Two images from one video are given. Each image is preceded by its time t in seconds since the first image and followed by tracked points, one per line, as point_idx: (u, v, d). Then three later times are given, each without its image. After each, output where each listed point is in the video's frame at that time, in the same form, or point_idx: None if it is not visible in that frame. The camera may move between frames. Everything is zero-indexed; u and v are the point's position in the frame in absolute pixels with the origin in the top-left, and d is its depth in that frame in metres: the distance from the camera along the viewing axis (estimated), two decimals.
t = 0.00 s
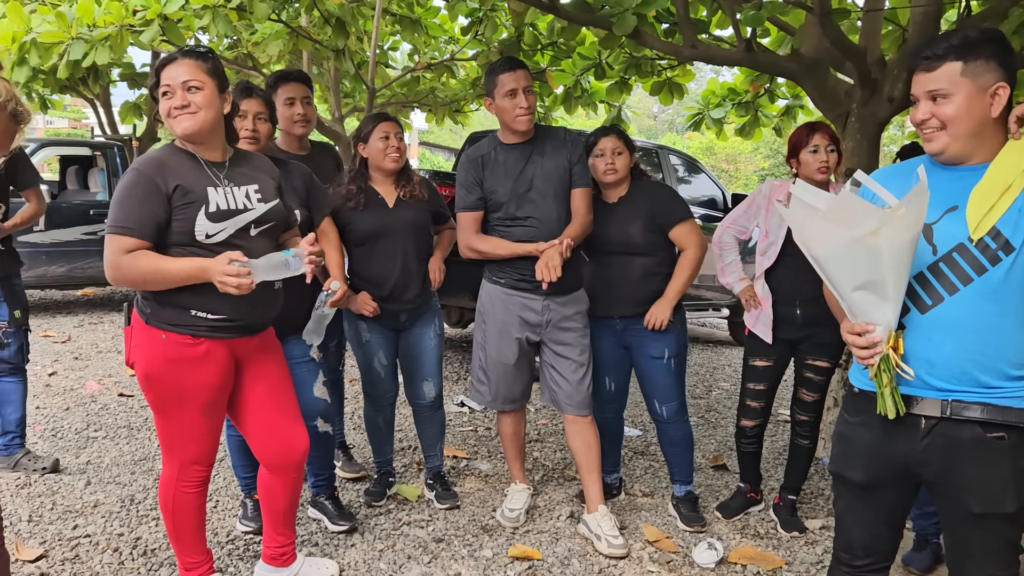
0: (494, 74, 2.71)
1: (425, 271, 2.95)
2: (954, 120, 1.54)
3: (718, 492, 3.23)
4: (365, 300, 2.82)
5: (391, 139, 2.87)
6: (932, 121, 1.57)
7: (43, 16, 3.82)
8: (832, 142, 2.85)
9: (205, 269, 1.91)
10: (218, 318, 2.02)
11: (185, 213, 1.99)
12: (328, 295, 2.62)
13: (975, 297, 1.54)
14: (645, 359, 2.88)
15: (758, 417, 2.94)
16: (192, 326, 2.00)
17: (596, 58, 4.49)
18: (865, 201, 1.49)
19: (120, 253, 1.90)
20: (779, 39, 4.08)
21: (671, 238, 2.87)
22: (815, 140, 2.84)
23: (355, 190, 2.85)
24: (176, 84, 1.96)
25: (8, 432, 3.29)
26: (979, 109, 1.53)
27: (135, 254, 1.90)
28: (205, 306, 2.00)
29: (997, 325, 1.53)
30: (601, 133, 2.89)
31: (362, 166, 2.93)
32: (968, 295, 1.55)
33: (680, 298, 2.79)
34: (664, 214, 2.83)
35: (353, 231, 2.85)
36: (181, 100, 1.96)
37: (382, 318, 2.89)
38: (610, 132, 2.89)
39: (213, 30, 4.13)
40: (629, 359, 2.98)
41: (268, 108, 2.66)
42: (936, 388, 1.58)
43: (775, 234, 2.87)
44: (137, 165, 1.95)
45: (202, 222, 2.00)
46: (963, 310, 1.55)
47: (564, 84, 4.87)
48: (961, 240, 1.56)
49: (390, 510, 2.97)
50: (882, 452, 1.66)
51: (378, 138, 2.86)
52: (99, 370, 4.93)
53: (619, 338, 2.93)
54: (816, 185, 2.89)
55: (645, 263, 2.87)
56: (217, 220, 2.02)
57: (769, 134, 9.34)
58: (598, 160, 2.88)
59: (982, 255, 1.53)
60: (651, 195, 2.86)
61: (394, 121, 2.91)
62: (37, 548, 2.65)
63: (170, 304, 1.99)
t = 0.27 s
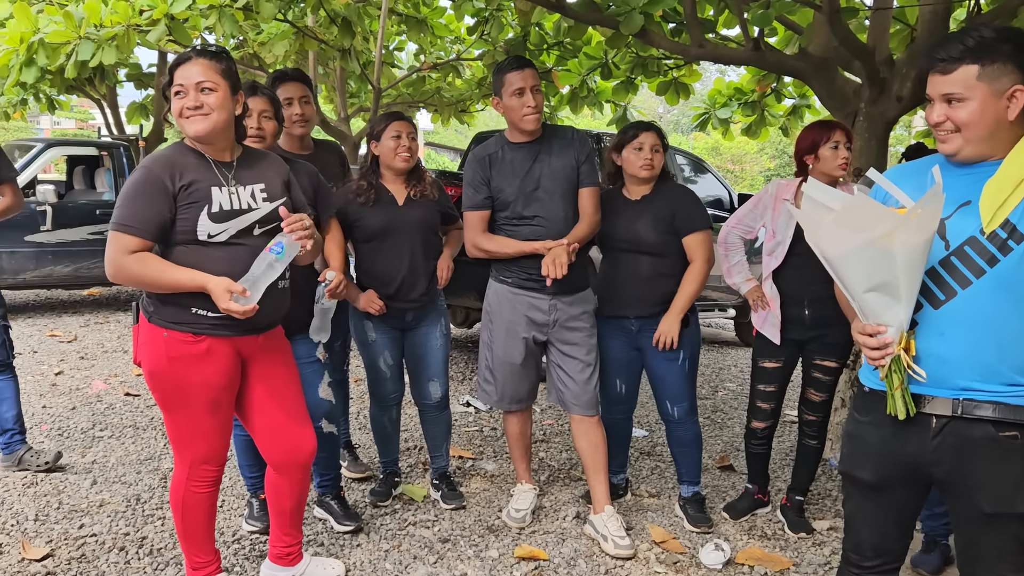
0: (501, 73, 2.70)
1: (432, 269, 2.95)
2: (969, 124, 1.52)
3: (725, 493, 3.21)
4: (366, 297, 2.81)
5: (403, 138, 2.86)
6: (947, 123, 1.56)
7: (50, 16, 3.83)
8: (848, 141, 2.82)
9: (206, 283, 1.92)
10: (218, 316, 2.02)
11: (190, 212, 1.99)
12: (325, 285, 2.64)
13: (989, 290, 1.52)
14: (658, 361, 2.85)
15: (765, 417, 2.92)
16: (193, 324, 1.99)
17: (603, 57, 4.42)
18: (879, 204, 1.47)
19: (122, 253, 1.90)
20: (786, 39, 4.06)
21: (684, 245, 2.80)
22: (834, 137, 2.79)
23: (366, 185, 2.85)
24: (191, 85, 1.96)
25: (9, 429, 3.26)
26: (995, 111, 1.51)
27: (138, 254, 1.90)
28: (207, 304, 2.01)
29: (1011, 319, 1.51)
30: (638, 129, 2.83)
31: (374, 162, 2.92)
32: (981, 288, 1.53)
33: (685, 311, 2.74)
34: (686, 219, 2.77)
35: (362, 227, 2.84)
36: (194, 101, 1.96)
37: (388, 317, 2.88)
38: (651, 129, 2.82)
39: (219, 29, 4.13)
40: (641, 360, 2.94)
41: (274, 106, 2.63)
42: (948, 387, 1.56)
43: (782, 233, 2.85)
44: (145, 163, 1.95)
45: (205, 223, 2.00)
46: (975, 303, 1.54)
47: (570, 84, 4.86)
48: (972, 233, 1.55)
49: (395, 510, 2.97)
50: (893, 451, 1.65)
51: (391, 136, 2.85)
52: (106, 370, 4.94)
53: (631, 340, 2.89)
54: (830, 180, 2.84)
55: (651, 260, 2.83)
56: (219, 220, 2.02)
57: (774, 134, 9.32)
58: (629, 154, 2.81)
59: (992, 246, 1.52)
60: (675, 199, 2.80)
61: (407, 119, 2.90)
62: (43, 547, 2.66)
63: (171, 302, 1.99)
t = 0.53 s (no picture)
0: (506, 72, 2.70)
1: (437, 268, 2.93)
2: (980, 123, 1.51)
3: (730, 493, 3.20)
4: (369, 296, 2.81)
5: (405, 138, 2.85)
6: (958, 121, 1.53)
7: (56, 16, 3.85)
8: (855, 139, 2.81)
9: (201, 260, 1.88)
10: (222, 315, 2.02)
11: (191, 210, 1.99)
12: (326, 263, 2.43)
13: (996, 286, 1.51)
14: (674, 364, 2.83)
15: (770, 418, 2.90)
16: (197, 323, 1.99)
17: (606, 57, 4.48)
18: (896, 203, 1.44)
19: (121, 250, 1.88)
20: (791, 38, 4.05)
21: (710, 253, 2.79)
22: (842, 135, 2.78)
23: (371, 184, 2.86)
24: (197, 84, 1.96)
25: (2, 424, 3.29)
26: (1007, 113, 1.49)
27: (136, 251, 1.88)
28: (209, 302, 2.00)
29: (1019, 317, 1.51)
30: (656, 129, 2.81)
31: (379, 162, 2.92)
32: (989, 284, 1.52)
33: (709, 321, 2.73)
34: (715, 224, 2.74)
35: (369, 224, 2.84)
36: (201, 101, 1.97)
37: (391, 316, 2.88)
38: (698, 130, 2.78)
39: (224, 29, 4.14)
40: (655, 362, 2.92)
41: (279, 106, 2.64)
42: (955, 386, 1.55)
43: (788, 232, 2.84)
44: (144, 163, 1.95)
45: (207, 221, 2.00)
46: (984, 300, 1.53)
47: (574, 84, 4.85)
48: (977, 230, 1.54)
49: (399, 510, 2.96)
50: (899, 451, 1.64)
51: (394, 136, 2.86)
52: (110, 370, 4.95)
53: (648, 342, 2.87)
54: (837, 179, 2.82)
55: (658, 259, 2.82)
56: (222, 217, 2.02)
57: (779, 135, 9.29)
58: (671, 152, 2.77)
59: (998, 241, 1.51)
60: (707, 204, 2.77)
61: (412, 119, 2.89)
62: (47, 546, 2.66)
63: (174, 301, 2.00)
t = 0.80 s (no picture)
0: (508, 72, 2.70)
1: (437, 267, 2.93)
2: (975, 132, 1.50)
3: (732, 494, 3.20)
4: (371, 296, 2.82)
5: (401, 141, 2.84)
6: (955, 127, 1.53)
7: (60, 18, 3.86)
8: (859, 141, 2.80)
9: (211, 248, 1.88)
10: (225, 316, 2.03)
11: (194, 213, 2.00)
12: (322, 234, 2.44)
13: (1001, 285, 1.51)
14: (689, 366, 2.84)
15: (773, 419, 2.90)
16: (199, 324, 2.00)
17: (610, 58, 4.49)
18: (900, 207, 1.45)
19: (126, 252, 1.88)
20: (794, 38, 4.05)
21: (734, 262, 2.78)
22: (848, 137, 2.76)
23: (372, 186, 2.85)
24: (219, 88, 1.98)
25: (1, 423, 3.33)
26: (1005, 123, 1.49)
27: (143, 251, 1.88)
28: (212, 304, 2.01)
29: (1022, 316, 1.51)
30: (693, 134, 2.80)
31: (378, 163, 2.91)
32: (991, 283, 1.52)
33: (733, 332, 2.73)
34: (745, 232, 2.73)
35: (370, 224, 2.85)
36: (226, 106, 1.99)
37: (392, 316, 2.89)
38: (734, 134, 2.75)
39: (227, 30, 4.16)
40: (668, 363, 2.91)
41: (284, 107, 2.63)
42: (959, 388, 1.55)
43: (790, 233, 2.83)
44: (144, 166, 1.94)
45: (210, 222, 2.01)
46: (988, 299, 1.52)
47: (577, 84, 4.85)
48: (978, 230, 1.55)
49: (401, 510, 2.97)
50: (902, 453, 1.63)
51: (389, 139, 2.85)
52: (114, 369, 4.97)
53: (664, 344, 2.86)
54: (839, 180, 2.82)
55: (667, 260, 2.82)
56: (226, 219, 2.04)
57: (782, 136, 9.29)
58: (711, 155, 2.72)
59: (1000, 239, 1.51)
60: (740, 211, 2.75)
61: (409, 122, 2.88)
62: (51, 546, 2.68)
63: (176, 302, 2.00)
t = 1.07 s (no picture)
0: (512, 72, 2.70)
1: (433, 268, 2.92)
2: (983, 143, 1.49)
3: (734, 494, 3.19)
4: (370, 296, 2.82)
5: (392, 144, 2.85)
6: (963, 134, 1.51)
7: (64, 20, 3.88)
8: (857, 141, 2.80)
9: (220, 267, 1.92)
10: (226, 318, 2.04)
11: (199, 217, 2.00)
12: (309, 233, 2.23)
13: (1004, 283, 1.51)
14: (699, 368, 2.83)
15: (775, 420, 2.90)
16: (201, 325, 2.01)
17: (613, 59, 4.51)
18: (909, 209, 1.44)
19: (134, 257, 1.88)
20: (797, 39, 4.04)
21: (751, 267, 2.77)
22: (850, 139, 2.78)
23: (370, 186, 2.86)
24: (229, 93, 2.01)
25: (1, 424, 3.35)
26: (1014, 137, 1.48)
27: (150, 258, 1.88)
28: (216, 305, 2.02)
29: None
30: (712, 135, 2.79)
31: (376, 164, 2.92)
32: (993, 281, 1.51)
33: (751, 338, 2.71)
34: (764, 237, 2.73)
35: (366, 226, 2.85)
36: (234, 111, 2.01)
37: (390, 317, 2.89)
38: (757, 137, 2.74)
39: (230, 31, 4.17)
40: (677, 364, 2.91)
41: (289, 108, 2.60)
42: (961, 389, 1.54)
43: (790, 234, 2.84)
44: (148, 169, 1.94)
45: (216, 225, 2.02)
46: (990, 298, 1.52)
47: (580, 86, 4.85)
48: (979, 228, 1.54)
49: (403, 510, 2.97)
50: (903, 454, 1.63)
51: (383, 142, 2.86)
52: (117, 370, 4.98)
53: (674, 345, 2.85)
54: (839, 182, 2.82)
55: (683, 262, 2.81)
56: (231, 222, 2.05)
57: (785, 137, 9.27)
58: (734, 157, 2.71)
59: (1000, 237, 1.51)
60: (761, 215, 2.75)
61: (406, 124, 2.87)
62: (53, 545, 2.68)
63: (178, 303, 2.00)
